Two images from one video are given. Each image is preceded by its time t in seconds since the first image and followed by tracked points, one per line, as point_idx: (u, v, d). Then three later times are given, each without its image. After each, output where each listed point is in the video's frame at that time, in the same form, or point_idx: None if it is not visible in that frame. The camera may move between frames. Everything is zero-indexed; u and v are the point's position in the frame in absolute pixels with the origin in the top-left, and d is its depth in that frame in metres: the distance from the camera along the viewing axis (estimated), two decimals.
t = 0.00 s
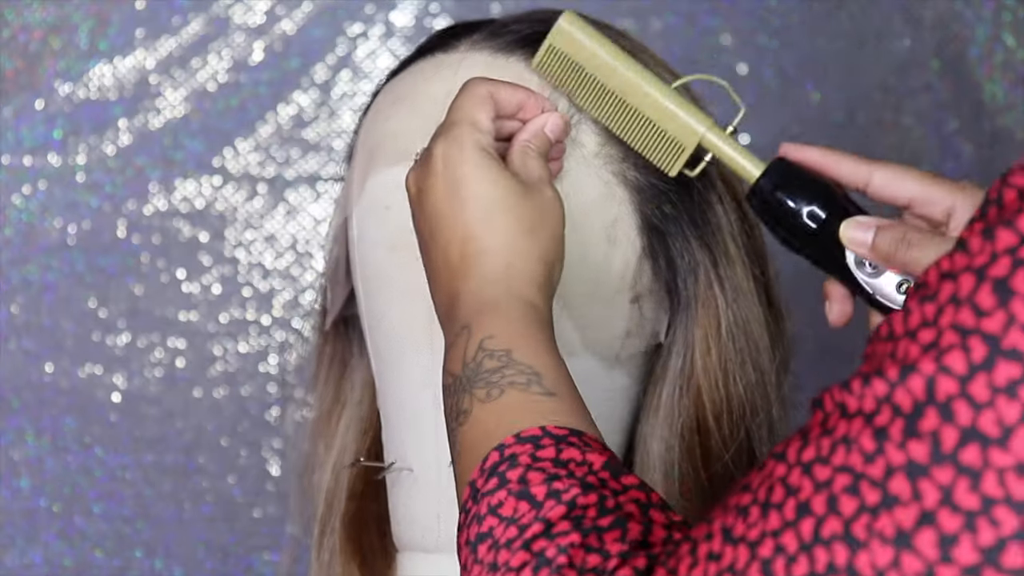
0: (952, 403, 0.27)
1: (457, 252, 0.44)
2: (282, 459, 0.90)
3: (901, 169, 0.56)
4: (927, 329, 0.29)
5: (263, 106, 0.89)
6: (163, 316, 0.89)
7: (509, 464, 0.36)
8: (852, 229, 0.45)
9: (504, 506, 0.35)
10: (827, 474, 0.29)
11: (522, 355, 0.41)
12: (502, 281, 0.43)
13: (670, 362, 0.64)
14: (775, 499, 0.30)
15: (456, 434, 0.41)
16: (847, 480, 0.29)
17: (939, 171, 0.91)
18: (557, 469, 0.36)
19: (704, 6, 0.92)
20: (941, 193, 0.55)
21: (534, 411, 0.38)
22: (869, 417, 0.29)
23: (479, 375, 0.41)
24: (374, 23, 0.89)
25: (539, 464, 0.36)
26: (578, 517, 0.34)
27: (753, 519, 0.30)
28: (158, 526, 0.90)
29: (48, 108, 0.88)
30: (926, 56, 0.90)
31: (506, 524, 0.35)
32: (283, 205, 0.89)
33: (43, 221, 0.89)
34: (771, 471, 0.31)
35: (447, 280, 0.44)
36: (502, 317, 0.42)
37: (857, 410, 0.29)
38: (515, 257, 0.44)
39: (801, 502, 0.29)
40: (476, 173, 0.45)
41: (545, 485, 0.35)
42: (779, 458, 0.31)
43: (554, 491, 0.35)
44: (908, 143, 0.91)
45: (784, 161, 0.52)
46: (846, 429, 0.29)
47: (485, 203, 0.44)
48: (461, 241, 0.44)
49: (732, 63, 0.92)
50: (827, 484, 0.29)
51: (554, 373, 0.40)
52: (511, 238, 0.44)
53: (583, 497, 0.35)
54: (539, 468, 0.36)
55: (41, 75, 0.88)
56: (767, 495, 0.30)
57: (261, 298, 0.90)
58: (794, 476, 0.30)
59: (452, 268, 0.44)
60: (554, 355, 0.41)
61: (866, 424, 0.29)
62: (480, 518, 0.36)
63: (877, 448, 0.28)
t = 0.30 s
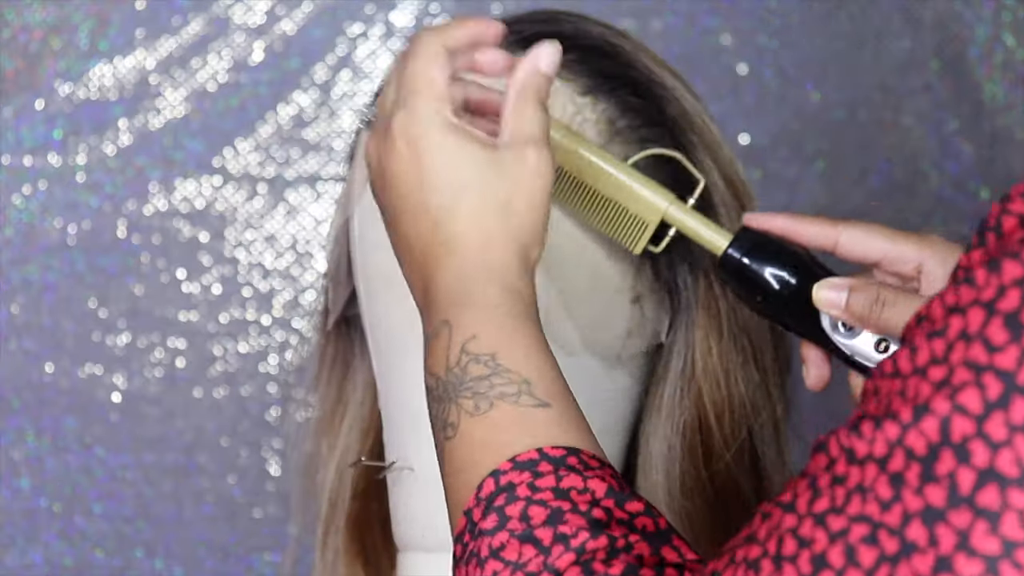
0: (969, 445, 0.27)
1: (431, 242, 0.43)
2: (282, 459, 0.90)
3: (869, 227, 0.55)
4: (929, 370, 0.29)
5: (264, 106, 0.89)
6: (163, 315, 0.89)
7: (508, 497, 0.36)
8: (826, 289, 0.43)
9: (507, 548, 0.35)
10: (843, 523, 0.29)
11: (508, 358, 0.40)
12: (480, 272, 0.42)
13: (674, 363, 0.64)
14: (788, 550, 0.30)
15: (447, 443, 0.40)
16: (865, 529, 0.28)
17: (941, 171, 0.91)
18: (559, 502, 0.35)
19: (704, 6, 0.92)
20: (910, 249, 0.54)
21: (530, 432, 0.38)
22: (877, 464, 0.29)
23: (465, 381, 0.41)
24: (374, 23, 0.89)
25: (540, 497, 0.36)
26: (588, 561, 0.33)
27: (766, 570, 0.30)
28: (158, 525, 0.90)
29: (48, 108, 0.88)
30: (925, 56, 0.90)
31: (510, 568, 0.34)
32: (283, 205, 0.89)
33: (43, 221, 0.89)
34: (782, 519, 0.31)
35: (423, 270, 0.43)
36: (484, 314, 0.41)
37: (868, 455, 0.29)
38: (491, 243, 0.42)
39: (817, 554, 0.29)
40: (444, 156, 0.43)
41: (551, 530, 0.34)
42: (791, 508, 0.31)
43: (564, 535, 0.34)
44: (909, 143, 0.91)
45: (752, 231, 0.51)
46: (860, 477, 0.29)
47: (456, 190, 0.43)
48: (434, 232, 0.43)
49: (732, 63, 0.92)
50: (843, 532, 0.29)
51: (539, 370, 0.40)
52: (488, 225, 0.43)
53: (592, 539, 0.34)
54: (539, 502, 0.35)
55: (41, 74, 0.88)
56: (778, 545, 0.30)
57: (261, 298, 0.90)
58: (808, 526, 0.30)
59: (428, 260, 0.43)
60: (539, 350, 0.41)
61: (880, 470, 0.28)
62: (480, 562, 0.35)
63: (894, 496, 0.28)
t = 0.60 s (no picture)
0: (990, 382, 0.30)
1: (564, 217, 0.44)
2: (282, 459, 0.90)
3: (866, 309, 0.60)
4: (987, 303, 0.31)
5: (263, 106, 0.89)
6: (163, 315, 0.89)
7: (627, 393, 0.37)
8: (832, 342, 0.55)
9: (612, 436, 0.36)
10: (901, 425, 0.31)
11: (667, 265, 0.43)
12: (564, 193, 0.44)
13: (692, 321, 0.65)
14: (839, 448, 0.32)
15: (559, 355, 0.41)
16: (925, 431, 0.30)
17: (940, 171, 0.91)
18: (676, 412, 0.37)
19: (704, 7, 0.92)
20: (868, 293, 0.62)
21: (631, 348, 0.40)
22: (930, 374, 0.31)
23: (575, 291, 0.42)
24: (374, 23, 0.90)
25: (658, 401, 0.37)
26: (684, 459, 0.36)
27: (813, 467, 0.33)
28: (158, 525, 0.90)
29: (49, 108, 0.88)
30: (925, 56, 0.91)
31: (609, 455, 0.36)
32: (283, 205, 0.89)
33: (43, 221, 0.89)
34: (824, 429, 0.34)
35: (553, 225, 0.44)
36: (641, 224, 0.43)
37: (933, 363, 0.31)
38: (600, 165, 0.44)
39: (869, 451, 0.31)
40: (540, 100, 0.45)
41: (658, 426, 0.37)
42: (846, 414, 0.33)
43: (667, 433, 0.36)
44: (909, 142, 0.91)
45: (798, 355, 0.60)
46: (920, 381, 0.31)
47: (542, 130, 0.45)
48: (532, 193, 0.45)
49: (732, 62, 0.91)
50: (901, 433, 0.31)
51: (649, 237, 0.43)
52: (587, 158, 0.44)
53: (692, 448, 0.37)
54: (655, 407, 0.37)
55: (41, 74, 0.89)
56: (829, 445, 0.33)
57: (261, 298, 0.90)
58: (863, 427, 0.32)
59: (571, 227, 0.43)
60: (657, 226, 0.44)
61: (946, 376, 0.31)
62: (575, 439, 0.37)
63: (958, 400, 0.30)
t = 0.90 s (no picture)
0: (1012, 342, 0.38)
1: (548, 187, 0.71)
2: (284, 461, 0.90)
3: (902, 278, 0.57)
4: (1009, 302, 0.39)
5: (265, 106, 0.90)
6: (163, 316, 0.89)
7: (638, 368, 0.47)
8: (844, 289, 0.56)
9: (637, 414, 0.45)
10: (968, 387, 0.39)
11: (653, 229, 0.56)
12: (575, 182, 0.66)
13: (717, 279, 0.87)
14: (906, 415, 0.40)
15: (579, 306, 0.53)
16: (994, 390, 0.38)
17: (938, 172, 0.92)
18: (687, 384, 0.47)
19: (705, 7, 0.92)
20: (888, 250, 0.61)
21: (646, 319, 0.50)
22: (968, 341, 0.39)
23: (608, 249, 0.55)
24: (375, 23, 0.90)
25: (669, 371, 0.47)
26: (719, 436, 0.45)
27: (879, 437, 0.41)
28: (160, 524, 0.89)
29: (51, 109, 0.89)
30: (922, 56, 0.91)
31: (637, 432, 0.45)
32: (284, 207, 0.90)
33: (45, 222, 0.89)
34: (885, 392, 0.42)
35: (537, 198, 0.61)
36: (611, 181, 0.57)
37: (996, 324, 0.39)
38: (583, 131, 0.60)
39: (939, 417, 0.39)
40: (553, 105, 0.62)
41: (683, 404, 0.45)
42: (907, 381, 0.41)
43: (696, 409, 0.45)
44: (907, 142, 0.91)
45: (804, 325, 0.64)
46: (988, 343, 0.39)
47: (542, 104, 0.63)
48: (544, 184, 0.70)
49: (732, 63, 0.92)
50: (970, 395, 0.39)
51: (658, 233, 0.55)
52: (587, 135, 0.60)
53: (724, 421, 0.45)
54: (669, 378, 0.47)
55: (45, 75, 0.89)
56: (892, 411, 0.41)
57: (262, 299, 0.90)
58: (927, 394, 0.40)
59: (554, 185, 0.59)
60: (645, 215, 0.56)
61: (1007, 337, 0.38)
62: (603, 419, 0.46)
63: None
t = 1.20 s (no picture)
0: None
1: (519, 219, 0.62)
2: (283, 459, 0.90)
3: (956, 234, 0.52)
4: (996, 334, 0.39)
5: (264, 107, 0.89)
6: (163, 316, 0.89)
7: (627, 411, 0.47)
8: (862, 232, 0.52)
9: (632, 453, 0.45)
10: (955, 430, 0.39)
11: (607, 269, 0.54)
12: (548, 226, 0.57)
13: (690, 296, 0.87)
14: (948, 434, 0.39)
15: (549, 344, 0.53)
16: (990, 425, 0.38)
17: (939, 171, 0.91)
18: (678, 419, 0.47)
19: (704, 7, 0.92)
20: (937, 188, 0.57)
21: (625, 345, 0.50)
22: (985, 340, 0.39)
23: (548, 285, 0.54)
24: (375, 23, 0.90)
25: (658, 410, 0.47)
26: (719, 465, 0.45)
27: (920, 458, 0.39)
28: (159, 525, 0.89)
29: (51, 109, 0.89)
30: (921, 57, 0.92)
31: (635, 470, 0.45)
32: (284, 207, 0.89)
33: (45, 221, 0.89)
34: (924, 408, 0.40)
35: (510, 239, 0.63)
36: (586, 260, 0.54)
37: None
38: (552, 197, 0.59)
39: (986, 434, 0.38)
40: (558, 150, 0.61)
41: (676, 438, 0.45)
42: (946, 398, 0.40)
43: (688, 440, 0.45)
44: (908, 142, 0.91)
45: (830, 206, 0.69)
46: None
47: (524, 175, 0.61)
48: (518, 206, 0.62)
49: (731, 63, 0.91)
50: (1013, 411, 0.38)
51: (626, 299, 0.53)
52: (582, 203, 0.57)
53: (723, 448, 0.45)
54: (660, 418, 0.46)
55: (44, 75, 0.89)
56: (935, 429, 0.39)
57: (261, 299, 0.90)
58: (970, 411, 0.39)
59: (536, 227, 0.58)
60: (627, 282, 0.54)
61: (1003, 368, 0.38)
62: (598, 463, 0.46)
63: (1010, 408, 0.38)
